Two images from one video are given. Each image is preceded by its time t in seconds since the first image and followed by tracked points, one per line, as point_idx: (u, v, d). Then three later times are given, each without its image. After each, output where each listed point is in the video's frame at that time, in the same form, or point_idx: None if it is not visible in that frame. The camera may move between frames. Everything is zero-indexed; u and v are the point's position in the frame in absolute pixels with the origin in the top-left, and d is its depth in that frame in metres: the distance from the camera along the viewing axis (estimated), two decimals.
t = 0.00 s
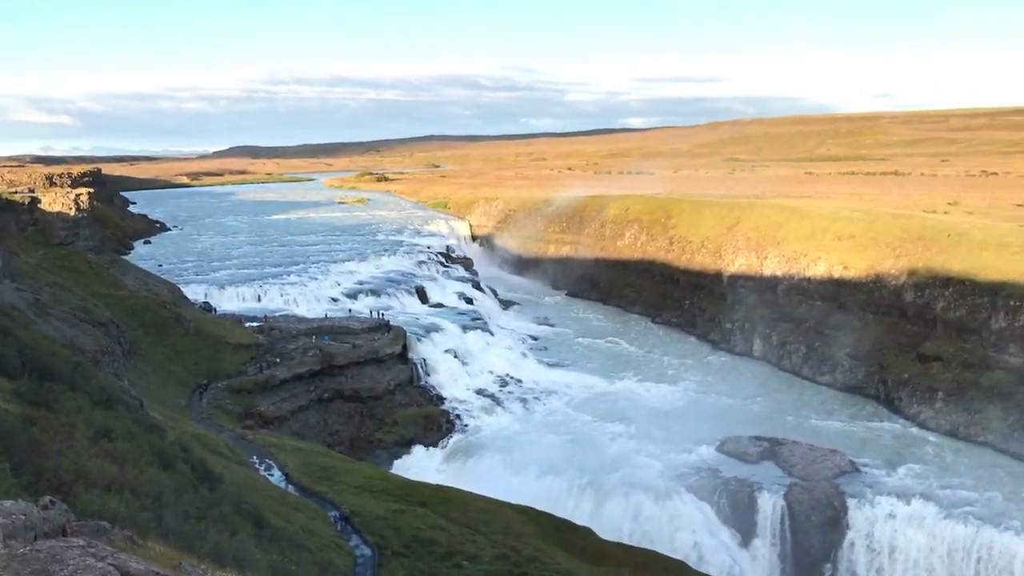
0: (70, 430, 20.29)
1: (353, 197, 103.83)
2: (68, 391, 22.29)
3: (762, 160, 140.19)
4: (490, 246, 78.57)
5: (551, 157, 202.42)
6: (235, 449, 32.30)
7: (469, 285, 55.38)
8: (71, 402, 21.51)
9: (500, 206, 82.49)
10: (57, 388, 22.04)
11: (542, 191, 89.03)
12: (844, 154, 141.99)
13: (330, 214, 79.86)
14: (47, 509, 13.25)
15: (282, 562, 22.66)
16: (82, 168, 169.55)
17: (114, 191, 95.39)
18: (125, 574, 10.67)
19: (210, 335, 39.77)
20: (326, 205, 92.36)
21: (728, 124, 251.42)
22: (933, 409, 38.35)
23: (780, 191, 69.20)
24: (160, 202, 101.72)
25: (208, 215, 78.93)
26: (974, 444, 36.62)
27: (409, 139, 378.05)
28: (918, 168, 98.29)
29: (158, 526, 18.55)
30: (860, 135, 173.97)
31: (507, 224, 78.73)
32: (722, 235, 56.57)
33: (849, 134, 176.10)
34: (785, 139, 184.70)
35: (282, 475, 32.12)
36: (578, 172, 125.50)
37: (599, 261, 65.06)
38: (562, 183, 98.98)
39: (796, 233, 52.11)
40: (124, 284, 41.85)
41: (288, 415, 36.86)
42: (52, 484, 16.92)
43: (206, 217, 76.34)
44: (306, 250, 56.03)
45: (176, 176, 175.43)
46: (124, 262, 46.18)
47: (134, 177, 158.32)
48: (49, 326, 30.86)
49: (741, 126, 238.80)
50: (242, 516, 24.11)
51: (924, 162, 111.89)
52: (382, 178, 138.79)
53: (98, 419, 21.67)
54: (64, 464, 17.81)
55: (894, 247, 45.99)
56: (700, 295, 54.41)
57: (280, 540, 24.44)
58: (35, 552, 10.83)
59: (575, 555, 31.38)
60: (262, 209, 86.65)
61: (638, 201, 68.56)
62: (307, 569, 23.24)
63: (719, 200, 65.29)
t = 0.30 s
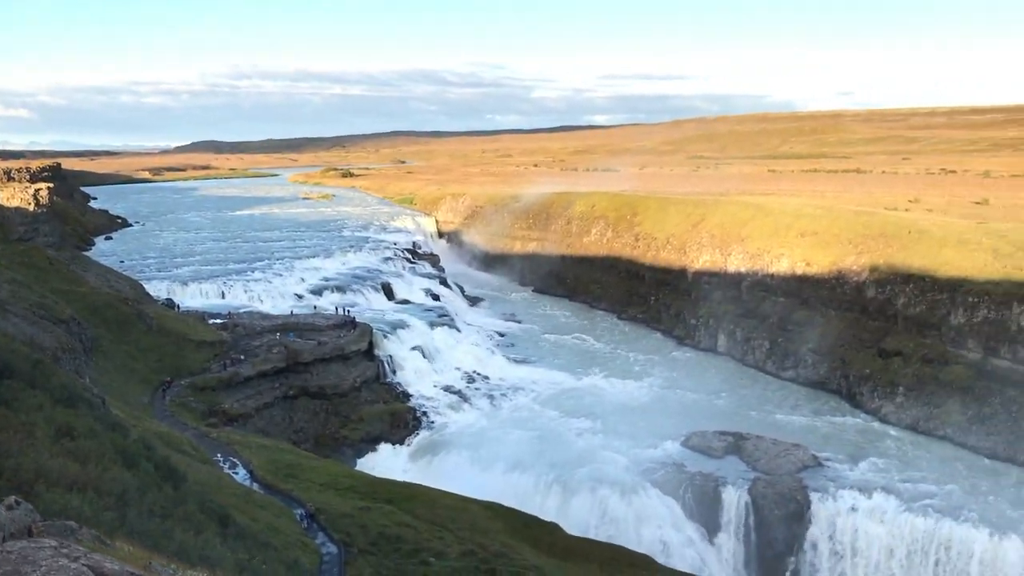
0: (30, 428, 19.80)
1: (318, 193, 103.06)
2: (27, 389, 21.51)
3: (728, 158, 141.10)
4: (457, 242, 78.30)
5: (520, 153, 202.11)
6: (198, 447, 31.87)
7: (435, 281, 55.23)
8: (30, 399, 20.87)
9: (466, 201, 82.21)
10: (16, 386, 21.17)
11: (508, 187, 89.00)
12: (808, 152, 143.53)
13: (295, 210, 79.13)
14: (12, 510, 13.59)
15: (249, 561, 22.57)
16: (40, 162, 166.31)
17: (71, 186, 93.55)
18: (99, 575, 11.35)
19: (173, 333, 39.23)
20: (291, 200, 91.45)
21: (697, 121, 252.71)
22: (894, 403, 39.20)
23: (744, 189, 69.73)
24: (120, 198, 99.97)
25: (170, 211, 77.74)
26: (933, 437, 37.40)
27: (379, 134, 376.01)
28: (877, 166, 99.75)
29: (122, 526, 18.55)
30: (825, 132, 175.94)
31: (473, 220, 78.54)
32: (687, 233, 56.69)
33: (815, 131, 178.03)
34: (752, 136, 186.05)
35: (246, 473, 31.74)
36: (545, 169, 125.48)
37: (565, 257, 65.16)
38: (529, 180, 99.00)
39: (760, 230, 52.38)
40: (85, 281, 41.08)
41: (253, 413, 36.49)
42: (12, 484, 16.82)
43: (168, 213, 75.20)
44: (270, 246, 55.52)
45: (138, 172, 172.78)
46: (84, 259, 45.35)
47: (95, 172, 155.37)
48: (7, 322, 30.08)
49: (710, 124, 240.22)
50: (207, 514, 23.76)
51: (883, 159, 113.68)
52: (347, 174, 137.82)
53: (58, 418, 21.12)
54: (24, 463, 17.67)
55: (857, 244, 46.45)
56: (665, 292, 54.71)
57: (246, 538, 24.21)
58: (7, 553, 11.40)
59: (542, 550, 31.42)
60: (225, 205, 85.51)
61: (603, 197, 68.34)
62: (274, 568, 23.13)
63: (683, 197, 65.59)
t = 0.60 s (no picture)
0: None
1: (282, 187, 102.08)
2: None
3: (692, 154, 142.10)
4: (422, 238, 78.10)
5: (487, 148, 202.36)
6: (161, 444, 31.49)
7: (401, 276, 55.07)
8: None
9: (430, 197, 81.93)
10: None
11: (474, 182, 88.91)
12: (772, 147, 145.01)
13: (260, 205, 78.32)
14: None
15: (214, 559, 22.43)
16: None
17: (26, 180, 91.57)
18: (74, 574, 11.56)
19: (134, 329, 38.68)
20: (254, 196, 90.50)
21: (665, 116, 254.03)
22: (854, 395, 39.90)
23: (708, 184, 70.32)
24: (78, 193, 98.18)
25: (131, 207, 76.49)
26: (892, 429, 38.18)
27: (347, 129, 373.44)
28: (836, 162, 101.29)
29: (85, 525, 18.39)
30: (789, 128, 177.92)
31: (439, 215, 78.40)
32: (651, 227, 57.00)
33: (780, 127, 179.92)
34: (718, 132, 187.34)
35: (210, 471, 31.41)
36: (511, 164, 125.50)
37: (531, 253, 65.33)
38: (496, 175, 99.04)
39: (723, 224, 52.79)
40: (43, 277, 40.28)
41: (216, 410, 36.14)
42: None
43: (129, 209, 73.98)
44: (233, 241, 54.96)
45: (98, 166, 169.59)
46: (42, 254, 44.49)
47: (54, 168, 152.05)
48: None
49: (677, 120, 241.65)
50: (170, 513, 23.49)
51: (842, 155, 115.43)
52: (311, 169, 136.69)
53: (16, 416, 20.78)
54: None
55: (819, 238, 46.98)
56: (630, 286, 55.01)
57: (210, 537, 24.03)
58: None
59: (508, 545, 31.48)
60: (187, 200, 84.34)
61: (568, 192, 68.33)
62: (240, 566, 23.00)
63: (647, 191, 65.89)
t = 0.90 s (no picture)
0: None
1: (244, 182, 100.99)
2: None
3: (657, 147, 142.82)
4: (388, 233, 77.72)
5: (454, 142, 201.72)
6: (124, 442, 31.04)
7: (366, 271, 54.82)
8: None
9: (394, 191, 81.56)
10: None
11: (439, 176, 88.59)
12: (738, 141, 146.23)
13: (223, 200, 77.37)
14: None
15: (181, 558, 22.22)
16: None
17: None
18: None
19: (95, 326, 38.05)
20: (216, 190, 89.28)
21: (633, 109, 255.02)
22: (816, 386, 40.40)
23: (673, 178, 70.73)
24: (35, 188, 96.26)
25: (91, 202, 75.11)
26: (854, 419, 38.70)
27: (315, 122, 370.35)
28: (796, 155, 102.58)
29: (49, 526, 18.20)
30: (756, 122, 179.54)
31: (404, 209, 78.03)
32: (616, 221, 57.24)
33: (746, 121, 181.42)
34: (686, 125, 188.38)
35: (174, 469, 31.00)
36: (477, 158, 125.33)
37: (497, 247, 65.29)
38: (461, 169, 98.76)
39: (687, 218, 53.17)
40: None
41: (179, 408, 35.72)
42: None
43: (89, 204, 72.62)
44: (195, 237, 54.29)
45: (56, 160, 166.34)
46: None
47: (10, 162, 148.71)
48: None
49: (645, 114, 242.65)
50: (135, 511, 23.21)
51: (803, 149, 116.85)
52: (275, 163, 135.24)
53: None
54: None
55: (781, 231, 47.53)
56: (595, 280, 55.17)
57: (176, 535, 23.77)
58: None
59: (475, 538, 31.49)
60: (149, 195, 83.02)
61: (533, 186, 68.37)
62: (207, 564, 22.79)
63: (612, 186, 66.11)
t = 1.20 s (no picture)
0: None
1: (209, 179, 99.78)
2: None
3: (626, 143, 143.40)
4: (356, 230, 77.31)
5: (423, 138, 200.77)
6: (90, 443, 30.69)
7: (334, 268, 54.59)
8: None
9: (362, 187, 81.17)
10: None
11: (408, 172, 88.23)
12: (707, 137, 147.27)
13: (188, 197, 76.49)
14: None
15: (152, 557, 22.53)
16: None
17: None
18: None
19: (59, 325, 37.45)
20: (181, 187, 88.07)
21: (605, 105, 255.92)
22: (782, 378, 40.88)
23: (640, 173, 71.12)
24: None
25: (53, 200, 73.74)
26: (820, 411, 39.18)
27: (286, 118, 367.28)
28: (762, 150, 103.72)
29: (15, 529, 18.98)
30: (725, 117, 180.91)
31: (373, 206, 77.65)
32: (585, 217, 57.42)
33: (716, 117, 182.74)
34: (656, 121, 189.28)
35: (142, 468, 30.73)
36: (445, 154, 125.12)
37: (466, 242, 65.22)
38: (430, 165, 98.52)
39: (654, 213, 53.52)
40: None
41: (146, 407, 35.31)
42: None
43: (51, 202, 71.33)
44: (161, 234, 53.65)
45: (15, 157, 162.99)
46: None
47: None
48: None
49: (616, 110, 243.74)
50: (104, 512, 23.45)
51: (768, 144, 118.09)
52: (242, 160, 133.92)
53: None
54: None
55: (747, 226, 48.03)
56: (565, 275, 55.31)
57: (145, 534, 23.80)
58: None
59: (446, 534, 31.48)
60: (112, 192, 81.69)
61: (502, 182, 68.37)
62: (178, 563, 23.00)
63: (581, 181, 66.31)
